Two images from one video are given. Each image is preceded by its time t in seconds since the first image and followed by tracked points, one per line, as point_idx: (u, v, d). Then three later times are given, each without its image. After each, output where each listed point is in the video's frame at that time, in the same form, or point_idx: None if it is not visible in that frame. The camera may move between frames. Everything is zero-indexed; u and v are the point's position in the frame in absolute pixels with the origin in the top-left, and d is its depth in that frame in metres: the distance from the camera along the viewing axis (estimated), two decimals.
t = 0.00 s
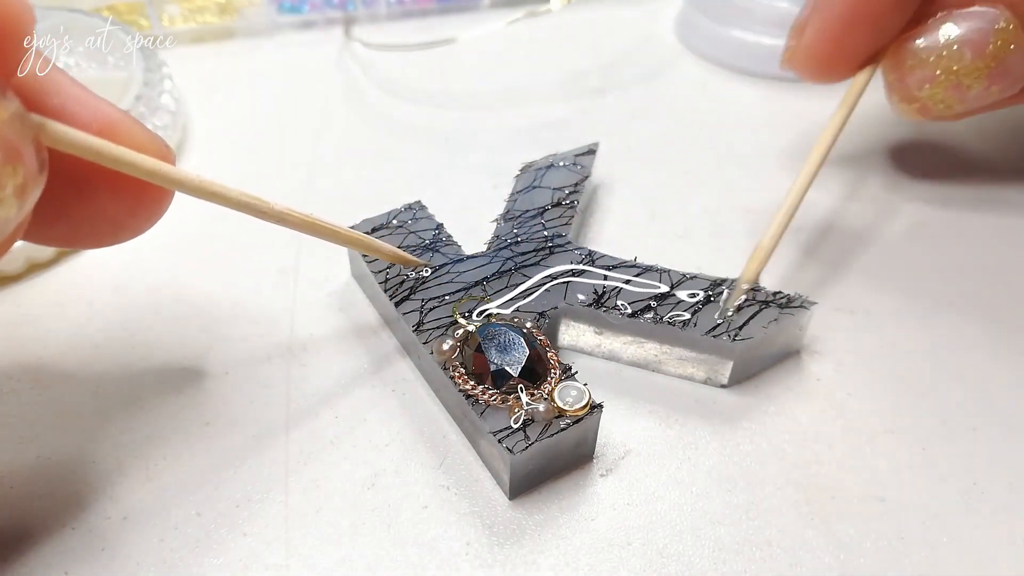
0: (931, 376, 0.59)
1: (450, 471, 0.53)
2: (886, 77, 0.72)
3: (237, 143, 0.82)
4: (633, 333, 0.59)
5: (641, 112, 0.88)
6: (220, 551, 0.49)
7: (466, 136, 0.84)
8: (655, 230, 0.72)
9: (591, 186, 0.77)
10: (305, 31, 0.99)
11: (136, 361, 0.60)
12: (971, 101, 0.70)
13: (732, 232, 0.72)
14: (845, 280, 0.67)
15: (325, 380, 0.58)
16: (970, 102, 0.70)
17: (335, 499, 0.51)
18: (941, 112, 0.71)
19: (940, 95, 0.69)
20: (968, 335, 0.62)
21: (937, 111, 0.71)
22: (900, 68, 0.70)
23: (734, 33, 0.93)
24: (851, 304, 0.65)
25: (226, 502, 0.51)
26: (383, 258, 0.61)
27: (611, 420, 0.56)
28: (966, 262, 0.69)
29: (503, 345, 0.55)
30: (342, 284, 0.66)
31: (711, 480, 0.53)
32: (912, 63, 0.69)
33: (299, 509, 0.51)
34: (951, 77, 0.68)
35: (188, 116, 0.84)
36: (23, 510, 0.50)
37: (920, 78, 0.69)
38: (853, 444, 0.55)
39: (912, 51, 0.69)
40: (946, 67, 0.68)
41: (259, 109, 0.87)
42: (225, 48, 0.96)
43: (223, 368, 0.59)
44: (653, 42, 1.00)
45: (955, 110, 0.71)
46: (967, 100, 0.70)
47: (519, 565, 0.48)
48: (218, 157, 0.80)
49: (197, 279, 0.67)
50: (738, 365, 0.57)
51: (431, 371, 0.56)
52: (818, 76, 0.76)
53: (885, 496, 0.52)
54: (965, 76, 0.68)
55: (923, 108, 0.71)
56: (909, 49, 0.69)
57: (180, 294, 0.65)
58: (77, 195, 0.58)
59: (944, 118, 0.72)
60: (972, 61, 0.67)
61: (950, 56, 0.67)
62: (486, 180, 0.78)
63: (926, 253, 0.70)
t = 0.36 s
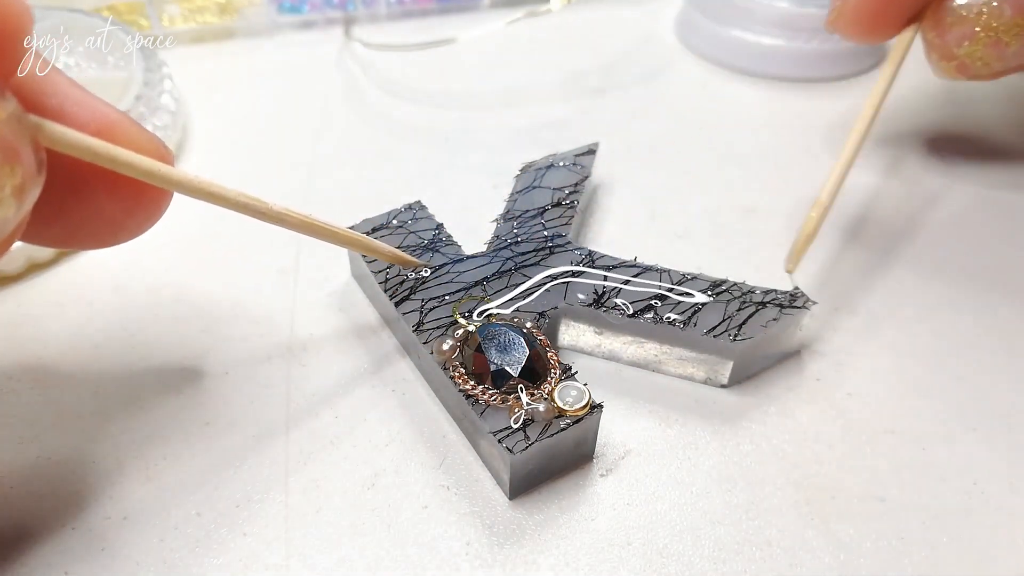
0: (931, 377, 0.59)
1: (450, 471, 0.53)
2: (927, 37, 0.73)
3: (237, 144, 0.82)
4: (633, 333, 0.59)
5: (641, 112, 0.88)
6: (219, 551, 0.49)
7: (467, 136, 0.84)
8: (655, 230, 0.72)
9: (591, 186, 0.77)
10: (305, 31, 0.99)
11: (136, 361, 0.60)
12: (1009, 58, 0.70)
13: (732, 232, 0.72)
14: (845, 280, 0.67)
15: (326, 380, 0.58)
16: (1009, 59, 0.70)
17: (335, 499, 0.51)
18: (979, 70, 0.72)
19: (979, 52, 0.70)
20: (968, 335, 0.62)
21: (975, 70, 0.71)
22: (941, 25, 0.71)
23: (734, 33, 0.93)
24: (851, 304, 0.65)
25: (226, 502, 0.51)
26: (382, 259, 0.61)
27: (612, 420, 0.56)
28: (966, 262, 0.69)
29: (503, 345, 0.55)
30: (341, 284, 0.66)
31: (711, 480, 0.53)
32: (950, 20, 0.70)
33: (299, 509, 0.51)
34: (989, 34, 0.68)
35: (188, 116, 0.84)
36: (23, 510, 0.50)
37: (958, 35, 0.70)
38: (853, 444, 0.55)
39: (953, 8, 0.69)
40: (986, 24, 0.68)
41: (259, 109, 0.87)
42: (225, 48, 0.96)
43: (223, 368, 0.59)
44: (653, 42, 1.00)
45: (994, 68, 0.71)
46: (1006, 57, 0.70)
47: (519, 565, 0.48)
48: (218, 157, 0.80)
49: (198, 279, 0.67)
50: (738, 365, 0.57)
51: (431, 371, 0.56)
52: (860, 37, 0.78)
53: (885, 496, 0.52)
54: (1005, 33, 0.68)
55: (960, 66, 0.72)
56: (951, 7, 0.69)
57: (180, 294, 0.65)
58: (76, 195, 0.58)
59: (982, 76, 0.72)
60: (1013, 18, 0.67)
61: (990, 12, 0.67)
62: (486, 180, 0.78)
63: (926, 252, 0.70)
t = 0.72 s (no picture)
0: (932, 377, 0.59)
1: (450, 470, 0.53)
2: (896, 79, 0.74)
3: (237, 143, 0.82)
4: (633, 333, 0.59)
5: (641, 112, 0.88)
6: (219, 551, 0.49)
7: (467, 136, 0.84)
8: (655, 230, 0.72)
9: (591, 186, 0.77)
10: (305, 31, 0.99)
11: (136, 362, 0.60)
12: (978, 101, 0.71)
13: (732, 232, 0.72)
14: (845, 280, 0.67)
15: (325, 381, 0.58)
16: (977, 104, 0.72)
17: (335, 498, 0.51)
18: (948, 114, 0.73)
19: (948, 95, 0.71)
20: (968, 334, 0.62)
21: (944, 113, 0.73)
22: (911, 70, 0.72)
23: (734, 33, 0.93)
24: (851, 304, 0.65)
25: (226, 502, 0.51)
26: (382, 259, 0.61)
27: (612, 420, 0.56)
28: (967, 262, 0.69)
29: (503, 345, 0.55)
30: (341, 284, 0.66)
31: (711, 480, 0.53)
32: (920, 64, 0.71)
33: (299, 508, 0.51)
34: (958, 79, 0.70)
35: (188, 117, 0.84)
36: (23, 510, 0.50)
37: (929, 80, 0.71)
38: (853, 444, 0.55)
39: (922, 52, 0.70)
40: (955, 68, 0.69)
41: (259, 109, 0.87)
42: (225, 48, 0.96)
43: (223, 368, 0.59)
44: (653, 43, 1.00)
45: (963, 112, 0.73)
46: (974, 101, 0.71)
47: (519, 565, 0.48)
48: (218, 157, 0.80)
49: (198, 279, 0.67)
50: (738, 365, 0.57)
51: (432, 371, 0.56)
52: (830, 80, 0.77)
53: (885, 496, 0.52)
54: (972, 77, 0.69)
55: (931, 108, 0.73)
56: (920, 50, 0.70)
57: (179, 295, 0.65)
58: (76, 195, 0.58)
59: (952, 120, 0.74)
60: (980, 63, 0.69)
61: (958, 57, 0.69)
62: (486, 180, 0.78)
63: (927, 253, 0.70)
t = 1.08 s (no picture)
0: (932, 377, 0.59)
1: (450, 471, 0.53)
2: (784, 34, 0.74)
3: (236, 143, 0.82)
4: (622, 341, 0.58)
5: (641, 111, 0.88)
6: (220, 551, 0.49)
7: (467, 135, 0.84)
8: (655, 230, 0.72)
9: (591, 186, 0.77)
10: (305, 31, 0.99)
11: (136, 362, 0.60)
12: (860, 63, 0.72)
13: (732, 233, 0.72)
14: (845, 280, 0.67)
15: (325, 381, 0.58)
16: (861, 65, 0.72)
17: (335, 498, 0.51)
18: (833, 72, 0.74)
19: (830, 54, 0.72)
20: (968, 334, 0.62)
21: (828, 71, 0.74)
22: (797, 27, 0.72)
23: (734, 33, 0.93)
24: (851, 304, 0.65)
25: (226, 502, 0.51)
26: (379, 259, 0.61)
27: (612, 421, 0.56)
28: (967, 262, 0.69)
29: (486, 348, 0.54)
30: (341, 284, 0.66)
31: (711, 481, 0.53)
32: (805, 22, 0.71)
33: (299, 509, 0.51)
34: (839, 39, 0.70)
35: (188, 116, 0.84)
36: (23, 510, 0.50)
37: (813, 37, 0.71)
38: (853, 444, 0.55)
39: (809, 7, 0.70)
40: (838, 28, 0.70)
41: (259, 109, 0.87)
42: (225, 48, 0.96)
43: (223, 368, 0.59)
44: (653, 43, 1.00)
45: (846, 71, 0.73)
46: (857, 61, 0.72)
47: (519, 565, 0.48)
48: (217, 156, 0.80)
49: (198, 279, 0.67)
50: (726, 377, 0.57)
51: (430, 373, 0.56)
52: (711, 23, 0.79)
53: (885, 496, 0.52)
54: (856, 38, 0.70)
55: (815, 66, 0.74)
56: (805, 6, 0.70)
57: (179, 295, 0.65)
58: (76, 196, 0.58)
59: (839, 79, 0.75)
60: (864, 24, 0.69)
61: (841, 16, 0.69)
62: (486, 180, 0.78)
63: (927, 253, 0.70)
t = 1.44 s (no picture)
0: (932, 377, 0.59)
1: (450, 471, 0.53)
2: (785, 54, 0.75)
3: (236, 143, 0.82)
4: (622, 341, 0.58)
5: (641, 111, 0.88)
6: (220, 551, 0.49)
7: (467, 135, 0.84)
8: (655, 231, 0.72)
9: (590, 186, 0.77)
10: (305, 31, 0.99)
11: (135, 362, 0.60)
12: (858, 83, 0.72)
13: (732, 233, 0.72)
14: (845, 280, 0.67)
15: (324, 381, 0.58)
16: (858, 85, 0.73)
17: (335, 498, 0.51)
18: (832, 91, 0.75)
19: (828, 74, 0.73)
20: (968, 334, 0.62)
21: (827, 90, 0.75)
22: (796, 46, 0.73)
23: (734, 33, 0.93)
24: (851, 304, 0.65)
25: (226, 502, 0.51)
26: (378, 259, 0.61)
27: (612, 421, 0.56)
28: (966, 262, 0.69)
29: (486, 348, 0.54)
30: (341, 284, 0.66)
31: (711, 481, 0.53)
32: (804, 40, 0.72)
33: (299, 508, 0.51)
34: (836, 59, 0.71)
35: (188, 116, 0.84)
36: (23, 510, 0.50)
37: (812, 56, 0.72)
38: (853, 444, 0.55)
39: (808, 27, 0.71)
40: (836, 49, 0.70)
41: (259, 109, 0.87)
42: (225, 48, 0.96)
43: (223, 368, 0.59)
44: (653, 43, 1.00)
45: (845, 91, 0.74)
46: (854, 82, 0.72)
47: (519, 565, 0.48)
48: (217, 157, 0.80)
49: (198, 279, 0.67)
50: (726, 377, 0.57)
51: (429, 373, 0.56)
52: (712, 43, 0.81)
53: (885, 496, 0.52)
54: (852, 58, 0.70)
55: (814, 84, 0.75)
56: (806, 26, 0.71)
57: (179, 295, 0.65)
58: (74, 196, 0.58)
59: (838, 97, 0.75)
60: (861, 45, 0.69)
61: (838, 36, 0.70)
62: (486, 181, 0.78)
63: (926, 253, 0.70)
